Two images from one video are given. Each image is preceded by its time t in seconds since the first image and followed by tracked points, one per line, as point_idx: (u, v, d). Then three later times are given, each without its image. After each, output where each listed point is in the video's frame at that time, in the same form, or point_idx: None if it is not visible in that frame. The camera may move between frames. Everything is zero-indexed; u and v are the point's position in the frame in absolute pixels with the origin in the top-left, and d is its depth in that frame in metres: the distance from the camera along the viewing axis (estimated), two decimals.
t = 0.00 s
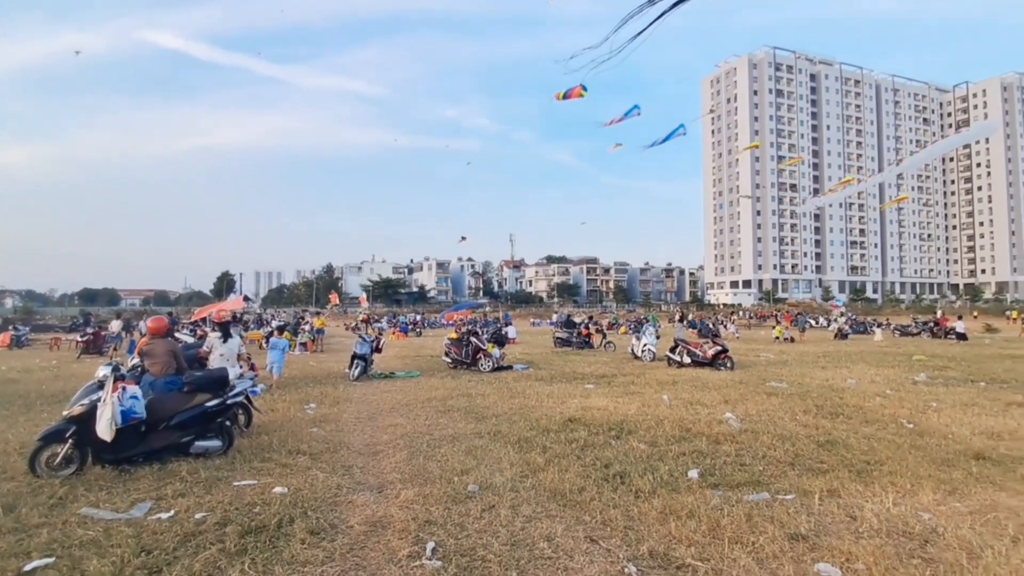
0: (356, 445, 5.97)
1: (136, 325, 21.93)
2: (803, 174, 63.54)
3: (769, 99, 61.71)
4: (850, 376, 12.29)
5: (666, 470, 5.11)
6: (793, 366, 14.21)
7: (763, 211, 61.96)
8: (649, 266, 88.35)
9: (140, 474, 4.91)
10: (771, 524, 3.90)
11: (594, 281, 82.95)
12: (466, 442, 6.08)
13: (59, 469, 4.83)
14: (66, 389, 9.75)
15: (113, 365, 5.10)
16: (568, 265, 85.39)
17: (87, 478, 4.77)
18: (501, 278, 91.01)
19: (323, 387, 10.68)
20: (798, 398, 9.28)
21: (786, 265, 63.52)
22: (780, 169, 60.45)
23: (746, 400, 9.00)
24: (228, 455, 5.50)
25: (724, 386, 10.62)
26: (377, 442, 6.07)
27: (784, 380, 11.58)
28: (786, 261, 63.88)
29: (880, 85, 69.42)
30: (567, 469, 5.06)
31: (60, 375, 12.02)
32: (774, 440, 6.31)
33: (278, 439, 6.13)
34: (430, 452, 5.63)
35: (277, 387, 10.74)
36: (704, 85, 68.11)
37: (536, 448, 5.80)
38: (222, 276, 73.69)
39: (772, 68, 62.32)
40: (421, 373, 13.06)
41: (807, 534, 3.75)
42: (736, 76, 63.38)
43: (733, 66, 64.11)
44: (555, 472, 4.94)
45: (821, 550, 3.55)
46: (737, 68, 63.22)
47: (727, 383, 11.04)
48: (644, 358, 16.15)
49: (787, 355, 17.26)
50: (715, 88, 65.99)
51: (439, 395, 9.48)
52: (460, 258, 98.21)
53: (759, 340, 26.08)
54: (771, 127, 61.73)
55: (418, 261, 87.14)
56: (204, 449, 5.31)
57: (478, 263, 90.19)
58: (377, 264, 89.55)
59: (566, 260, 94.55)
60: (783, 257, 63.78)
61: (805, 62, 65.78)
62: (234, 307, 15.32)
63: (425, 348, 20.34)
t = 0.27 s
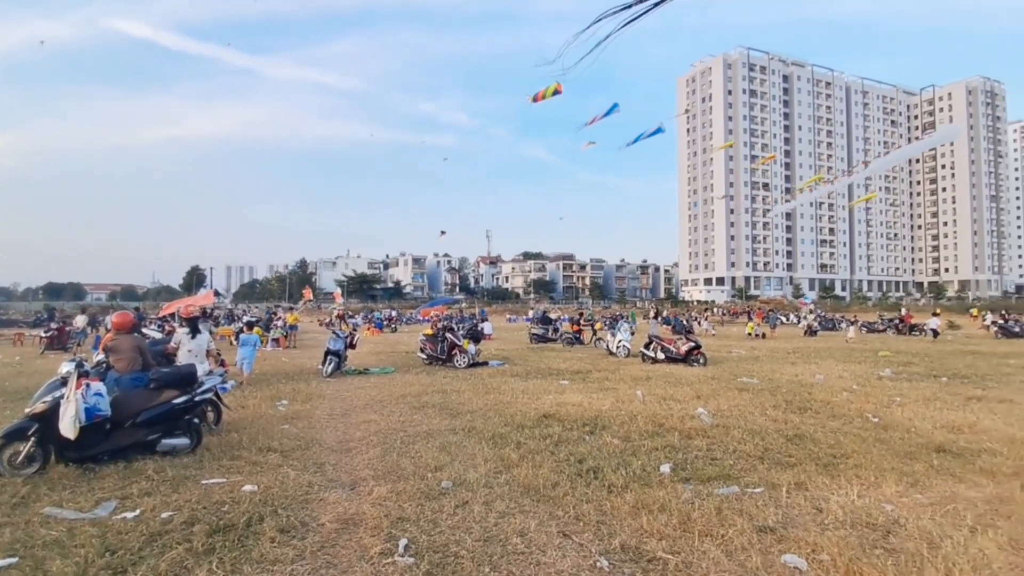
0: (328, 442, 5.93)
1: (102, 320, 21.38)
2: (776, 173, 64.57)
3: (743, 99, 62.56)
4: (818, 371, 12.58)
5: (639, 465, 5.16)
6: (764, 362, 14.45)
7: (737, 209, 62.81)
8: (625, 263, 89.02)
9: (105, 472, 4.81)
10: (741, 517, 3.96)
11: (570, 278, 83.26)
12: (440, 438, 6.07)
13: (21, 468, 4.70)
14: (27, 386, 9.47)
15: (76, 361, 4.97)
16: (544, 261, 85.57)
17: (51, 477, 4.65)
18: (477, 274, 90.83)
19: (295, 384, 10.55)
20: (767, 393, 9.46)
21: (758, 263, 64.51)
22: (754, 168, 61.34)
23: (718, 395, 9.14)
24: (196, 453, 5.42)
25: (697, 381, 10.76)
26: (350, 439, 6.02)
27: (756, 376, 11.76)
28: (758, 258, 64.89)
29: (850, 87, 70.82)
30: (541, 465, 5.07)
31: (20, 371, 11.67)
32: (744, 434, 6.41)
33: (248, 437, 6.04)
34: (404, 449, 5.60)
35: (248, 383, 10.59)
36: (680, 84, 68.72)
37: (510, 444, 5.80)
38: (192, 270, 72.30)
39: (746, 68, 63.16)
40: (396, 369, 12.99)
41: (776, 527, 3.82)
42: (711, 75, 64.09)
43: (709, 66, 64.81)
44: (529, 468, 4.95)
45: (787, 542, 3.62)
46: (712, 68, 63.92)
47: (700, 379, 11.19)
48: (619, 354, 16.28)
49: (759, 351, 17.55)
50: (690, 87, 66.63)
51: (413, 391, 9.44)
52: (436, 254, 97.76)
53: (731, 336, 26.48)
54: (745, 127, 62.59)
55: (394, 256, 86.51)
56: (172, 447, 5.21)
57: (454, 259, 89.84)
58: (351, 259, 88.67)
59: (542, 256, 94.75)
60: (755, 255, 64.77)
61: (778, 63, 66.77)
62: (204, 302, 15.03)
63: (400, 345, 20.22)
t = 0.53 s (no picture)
0: (291, 440, 5.83)
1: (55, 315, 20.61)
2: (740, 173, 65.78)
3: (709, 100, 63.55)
4: (779, 367, 12.90)
5: (604, 459, 5.21)
6: (727, 358, 14.74)
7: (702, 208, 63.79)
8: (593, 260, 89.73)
9: (56, 473, 4.66)
10: (702, 510, 4.04)
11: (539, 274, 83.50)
12: (406, 435, 6.03)
13: None
14: None
15: (25, 357, 4.80)
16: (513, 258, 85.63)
17: None
18: (445, 270, 90.45)
19: (257, 381, 10.35)
20: (729, 388, 9.65)
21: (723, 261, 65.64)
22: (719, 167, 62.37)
23: (682, 390, 9.29)
24: (152, 452, 5.27)
25: (662, 377, 10.93)
26: (314, 437, 5.94)
27: (719, 371, 11.98)
28: (723, 256, 66.04)
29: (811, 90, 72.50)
30: (507, 460, 5.08)
31: None
32: (706, 429, 6.53)
33: (207, 435, 5.90)
34: (369, 446, 5.54)
35: (209, 380, 10.34)
36: (648, 84, 69.41)
37: (476, 440, 5.80)
38: (151, 264, 70.29)
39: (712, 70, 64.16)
40: (362, 366, 12.85)
41: (736, 519, 3.90)
42: (678, 76, 64.90)
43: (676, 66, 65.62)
44: (495, 464, 4.96)
45: (747, 533, 3.70)
46: (679, 68, 64.74)
47: (665, 375, 11.35)
48: (586, 350, 16.39)
49: (723, 348, 17.87)
50: (658, 87, 67.35)
51: (379, 388, 9.36)
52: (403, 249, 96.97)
53: (696, 332, 26.94)
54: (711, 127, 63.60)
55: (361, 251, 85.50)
56: (127, 445, 5.07)
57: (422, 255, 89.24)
58: (317, 254, 87.34)
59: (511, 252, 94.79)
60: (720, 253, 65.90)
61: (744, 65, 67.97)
62: (163, 297, 14.61)
63: (366, 341, 20.01)
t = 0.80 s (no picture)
0: (256, 438, 5.73)
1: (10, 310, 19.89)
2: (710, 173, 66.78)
3: (681, 100, 64.27)
4: (745, 363, 13.16)
5: (574, 455, 5.24)
6: (696, 354, 14.97)
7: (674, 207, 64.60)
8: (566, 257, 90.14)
9: (11, 473, 4.52)
10: (668, 504, 4.10)
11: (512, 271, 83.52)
12: (375, 432, 5.98)
13: None
14: None
15: None
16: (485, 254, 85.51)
17: None
18: (417, 266, 89.88)
19: (222, 378, 10.17)
20: (698, 384, 9.79)
21: (693, 259, 66.55)
22: (690, 167, 63.20)
23: (651, 386, 9.40)
24: (112, 452, 5.14)
25: (632, 373, 11.05)
26: (280, 435, 5.86)
27: (688, 367, 12.16)
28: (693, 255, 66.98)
29: (780, 92, 73.77)
30: (476, 458, 5.08)
31: None
32: (676, 424, 6.61)
33: (171, 434, 5.78)
34: (338, 444, 5.49)
35: (172, 377, 10.10)
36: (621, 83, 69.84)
37: (446, 437, 5.79)
38: (112, 258, 68.39)
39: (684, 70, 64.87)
40: (332, 362, 12.70)
41: (701, 512, 3.97)
42: (651, 75, 65.47)
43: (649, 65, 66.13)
44: (465, 461, 4.95)
45: (712, 527, 3.76)
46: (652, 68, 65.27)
47: (635, 370, 11.46)
48: (558, 347, 16.48)
49: (692, 344, 18.14)
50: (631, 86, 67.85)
51: (349, 385, 9.27)
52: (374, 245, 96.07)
53: (666, 329, 27.29)
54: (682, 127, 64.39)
55: (331, 247, 84.45)
56: (85, 445, 4.94)
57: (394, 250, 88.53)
58: (286, 249, 86.04)
59: (484, 249, 94.63)
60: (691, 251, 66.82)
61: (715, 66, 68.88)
62: (125, 292, 14.23)
63: (336, 337, 19.78)
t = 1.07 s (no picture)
0: (226, 437, 5.64)
1: None
2: (685, 171, 67.48)
3: (657, 99, 64.79)
4: (718, 359, 13.35)
5: (548, 452, 5.26)
6: (670, 350, 15.15)
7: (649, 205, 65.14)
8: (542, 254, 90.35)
9: None
10: (641, 499, 4.14)
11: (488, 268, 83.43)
12: (348, 430, 5.93)
13: None
14: None
15: None
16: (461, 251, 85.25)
17: None
18: (393, 263, 89.22)
19: (191, 376, 9.98)
20: (671, 380, 9.91)
21: (668, 256, 67.21)
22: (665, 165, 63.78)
23: (625, 382, 9.49)
24: (77, 451, 5.02)
25: (607, 370, 11.13)
26: (251, 434, 5.77)
27: (661, 363, 12.30)
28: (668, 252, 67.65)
29: (753, 92, 74.80)
30: (451, 455, 5.06)
31: None
32: (649, 420, 6.68)
33: (137, 433, 5.65)
34: (310, 443, 5.44)
35: (139, 375, 9.89)
36: (597, 80, 70.08)
37: (420, 434, 5.76)
38: (77, 253, 66.52)
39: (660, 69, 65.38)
40: (305, 360, 12.55)
41: (672, 507, 4.02)
42: (627, 73, 65.79)
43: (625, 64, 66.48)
44: (439, 458, 4.93)
45: (682, 521, 3.81)
46: (628, 66, 65.65)
47: (609, 367, 11.56)
48: (533, 343, 16.52)
49: (665, 341, 18.37)
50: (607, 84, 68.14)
51: (322, 382, 9.18)
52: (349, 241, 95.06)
53: (640, 325, 27.54)
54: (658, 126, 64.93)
55: (305, 242, 83.35)
56: (49, 445, 4.80)
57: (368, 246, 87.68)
58: (258, 244, 84.64)
59: (460, 245, 94.34)
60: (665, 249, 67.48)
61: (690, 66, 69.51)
62: (90, 287, 13.86)
63: (310, 334, 19.53)
